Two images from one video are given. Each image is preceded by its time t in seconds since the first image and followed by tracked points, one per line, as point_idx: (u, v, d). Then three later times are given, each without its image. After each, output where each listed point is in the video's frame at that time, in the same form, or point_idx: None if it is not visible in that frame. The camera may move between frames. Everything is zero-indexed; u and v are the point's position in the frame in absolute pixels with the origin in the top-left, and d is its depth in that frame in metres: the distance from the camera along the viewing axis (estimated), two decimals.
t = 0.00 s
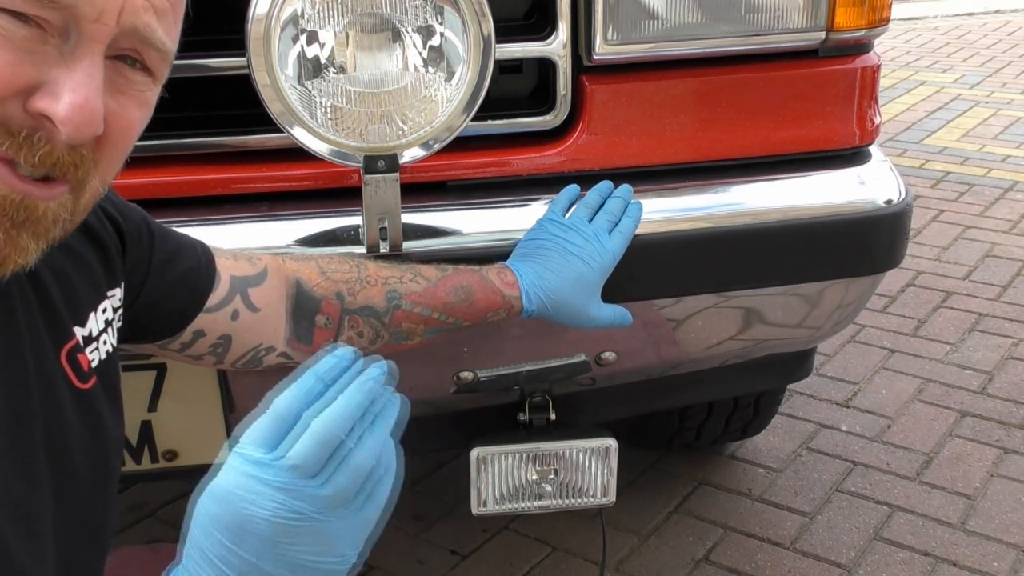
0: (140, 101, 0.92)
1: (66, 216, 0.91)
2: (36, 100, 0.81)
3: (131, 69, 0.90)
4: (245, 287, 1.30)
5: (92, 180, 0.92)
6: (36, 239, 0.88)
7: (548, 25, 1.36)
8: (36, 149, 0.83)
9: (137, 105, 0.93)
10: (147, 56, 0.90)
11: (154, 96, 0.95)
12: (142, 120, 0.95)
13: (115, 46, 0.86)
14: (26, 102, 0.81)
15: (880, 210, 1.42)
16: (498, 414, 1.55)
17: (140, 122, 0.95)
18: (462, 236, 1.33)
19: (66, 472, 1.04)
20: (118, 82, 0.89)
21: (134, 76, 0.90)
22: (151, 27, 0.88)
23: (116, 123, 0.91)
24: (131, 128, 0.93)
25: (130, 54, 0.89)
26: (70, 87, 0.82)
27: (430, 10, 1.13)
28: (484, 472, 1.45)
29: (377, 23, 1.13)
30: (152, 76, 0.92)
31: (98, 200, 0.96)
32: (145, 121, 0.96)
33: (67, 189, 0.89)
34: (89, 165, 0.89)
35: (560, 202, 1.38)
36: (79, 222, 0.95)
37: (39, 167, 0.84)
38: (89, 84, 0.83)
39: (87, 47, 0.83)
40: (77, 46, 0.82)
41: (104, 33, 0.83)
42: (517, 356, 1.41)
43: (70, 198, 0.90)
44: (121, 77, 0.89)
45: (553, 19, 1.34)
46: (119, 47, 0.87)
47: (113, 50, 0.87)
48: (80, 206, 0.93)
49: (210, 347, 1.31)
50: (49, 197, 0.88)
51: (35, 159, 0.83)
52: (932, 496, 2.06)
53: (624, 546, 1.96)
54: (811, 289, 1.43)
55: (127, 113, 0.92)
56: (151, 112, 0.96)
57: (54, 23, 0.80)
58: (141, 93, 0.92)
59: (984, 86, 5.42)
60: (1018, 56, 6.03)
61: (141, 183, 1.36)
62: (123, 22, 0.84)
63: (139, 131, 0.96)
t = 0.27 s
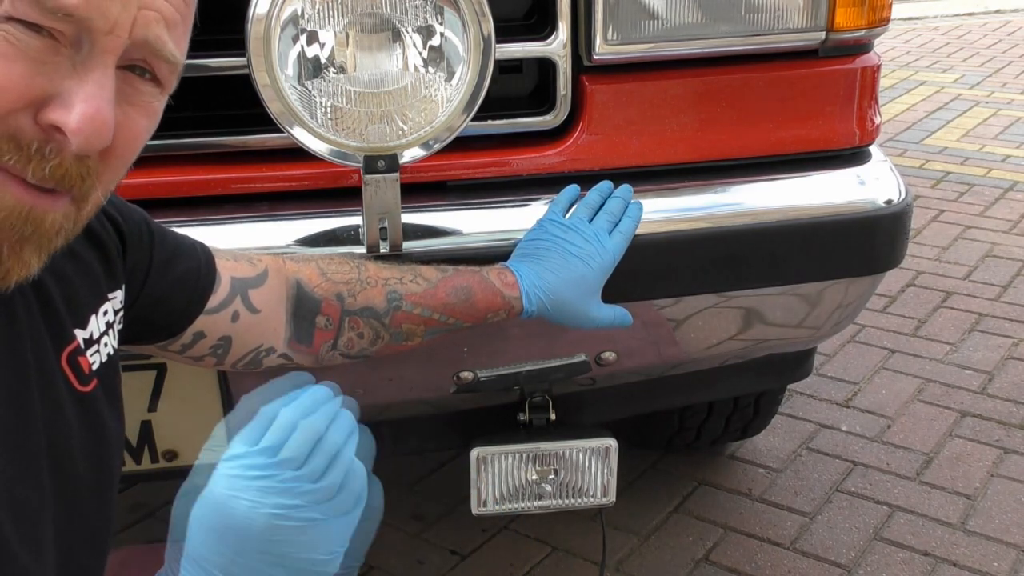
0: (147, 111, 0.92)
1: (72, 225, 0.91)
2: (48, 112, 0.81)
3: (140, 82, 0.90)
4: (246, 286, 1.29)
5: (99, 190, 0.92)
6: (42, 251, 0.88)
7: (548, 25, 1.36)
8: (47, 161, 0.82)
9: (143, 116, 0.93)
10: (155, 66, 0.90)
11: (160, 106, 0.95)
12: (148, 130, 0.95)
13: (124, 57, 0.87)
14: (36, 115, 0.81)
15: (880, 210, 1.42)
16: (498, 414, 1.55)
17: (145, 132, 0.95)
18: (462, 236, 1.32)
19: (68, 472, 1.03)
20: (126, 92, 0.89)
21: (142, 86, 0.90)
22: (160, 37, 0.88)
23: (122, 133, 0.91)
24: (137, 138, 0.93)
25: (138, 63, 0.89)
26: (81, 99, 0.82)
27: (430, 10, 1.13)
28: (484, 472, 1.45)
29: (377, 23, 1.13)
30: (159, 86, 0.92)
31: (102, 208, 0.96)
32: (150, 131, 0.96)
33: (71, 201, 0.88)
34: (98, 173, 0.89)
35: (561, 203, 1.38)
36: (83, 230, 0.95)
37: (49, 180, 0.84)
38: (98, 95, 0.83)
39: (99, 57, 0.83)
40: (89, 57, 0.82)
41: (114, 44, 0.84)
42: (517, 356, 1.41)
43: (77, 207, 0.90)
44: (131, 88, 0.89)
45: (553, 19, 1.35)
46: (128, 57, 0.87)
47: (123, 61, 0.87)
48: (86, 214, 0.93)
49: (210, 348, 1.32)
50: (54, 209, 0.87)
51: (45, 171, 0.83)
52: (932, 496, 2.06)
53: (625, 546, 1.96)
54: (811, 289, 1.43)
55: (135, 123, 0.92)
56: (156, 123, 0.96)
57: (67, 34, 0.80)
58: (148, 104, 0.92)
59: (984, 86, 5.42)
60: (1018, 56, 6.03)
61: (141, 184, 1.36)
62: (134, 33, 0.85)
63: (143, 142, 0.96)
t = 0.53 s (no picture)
0: (152, 105, 0.93)
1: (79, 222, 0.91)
2: (56, 109, 0.82)
3: (145, 78, 0.90)
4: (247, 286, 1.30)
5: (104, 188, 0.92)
6: (49, 248, 0.89)
7: (548, 25, 1.36)
8: (55, 157, 0.83)
9: (149, 110, 0.93)
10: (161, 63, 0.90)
11: (165, 100, 0.95)
12: (154, 124, 0.96)
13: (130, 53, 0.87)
14: (44, 112, 0.82)
15: (880, 210, 1.42)
16: (498, 414, 1.55)
17: (151, 127, 0.96)
18: (462, 236, 1.32)
19: (65, 471, 1.04)
20: (131, 87, 0.90)
21: (146, 81, 0.91)
22: (166, 34, 0.88)
23: (128, 129, 0.92)
24: (144, 133, 0.94)
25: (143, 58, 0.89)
26: (90, 95, 0.82)
27: (430, 10, 1.13)
28: (484, 472, 1.45)
29: (377, 23, 1.13)
30: (164, 81, 0.93)
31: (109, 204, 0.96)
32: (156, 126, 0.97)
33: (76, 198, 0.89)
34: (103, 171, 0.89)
35: (561, 202, 1.38)
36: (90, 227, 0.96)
37: (57, 175, 0.84)
38: (108, 90, 0.84)
39: (105, 55, 0.83)
40: (95, 54, 0.82)
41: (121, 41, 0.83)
42: (517, 356, 1.41)
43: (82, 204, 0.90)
44: (137, 83, 0.90)
45: (553, 19, 1.34)
46: (134, 54, 0.88)
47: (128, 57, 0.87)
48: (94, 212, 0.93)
49: (210, 348, 1.31)
50: (56, 209, 0.88)
51: (53, 167, 0.84)
52: (932, 496, 2.06)
53: (625, 546, 1.96)
54: (811, 289, 1.43)
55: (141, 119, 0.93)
56: (162, 117, 0.97)
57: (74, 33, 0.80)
58: (153, 98, 0.92)
59: (984, 86, 5.42)
60: (1018, 56, 6.03)
61: (141, 183, 1.36)
62: (139, 29, 0.85)
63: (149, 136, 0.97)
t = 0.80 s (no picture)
0: (152, 106, 0.93)
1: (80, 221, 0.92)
2: (57, 113, 0.82)
3: (144, 78, 0.91)
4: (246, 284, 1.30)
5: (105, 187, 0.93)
6: (52, 249, 0.89)
7: (548, 25, 1.36)
8: (57, 160, 0.84)
9: (149, 111, 0.94)
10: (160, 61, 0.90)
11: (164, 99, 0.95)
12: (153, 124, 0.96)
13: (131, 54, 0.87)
14: (45, 116, 0.82)
15: (880, 210, 1.42)
16: (498, 414, 1.55)
17: (152, 126, 0.96)
18: (462, 236, 1.32)
19: (58, 474, 1.04)
20: (130, 88, 0.90)
21: (144, 81, 0.91)
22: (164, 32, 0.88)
23: (127, 130, 0.92)
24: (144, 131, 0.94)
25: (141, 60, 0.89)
26: (91, 98, 0.82)
27: (430, 10, 1.13)
28: (484, 472, 1.45)
29: (377, 23, 1.13)
30: (162, 81, 0.93)
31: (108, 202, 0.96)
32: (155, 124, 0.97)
33: (77, 200, 0.89)
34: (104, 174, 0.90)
35: (561, 203, 1.38)
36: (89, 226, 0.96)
37: (59, 178, 0.85)
38: (108, 93, 0.84)
39: (104, 57, 0.83)
40: (95, 56, 0.82)
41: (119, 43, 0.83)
42: (517, 356, 1.41)
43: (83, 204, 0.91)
44: (138, 83, 0.90)
45: (553, 19, 1.34)
46: (133, 55, 0.88)
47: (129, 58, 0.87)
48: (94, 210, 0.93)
49: (210, 349, 1.32)
50: (58, 210, 0.89)
51: (55, 171, 0.84)
52: (932, 496, 2.06)
53: (624, 546, 1.96)
54: (811, 289, 1.43)
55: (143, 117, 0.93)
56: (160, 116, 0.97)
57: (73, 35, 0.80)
58: (152, 98, 0.92)
59: (984, 86, 5.42)
60: (1018, 56, 6.03)
61: (142, 183, 1.36)
62: (138, 30, 0.85)
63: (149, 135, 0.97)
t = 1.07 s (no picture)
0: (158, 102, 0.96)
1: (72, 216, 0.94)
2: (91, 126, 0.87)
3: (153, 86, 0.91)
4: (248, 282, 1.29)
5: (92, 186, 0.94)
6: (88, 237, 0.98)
7: (548, 25, 1.36)
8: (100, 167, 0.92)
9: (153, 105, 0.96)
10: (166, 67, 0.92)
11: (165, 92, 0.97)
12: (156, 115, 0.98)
13: (139, 66, 0.88)
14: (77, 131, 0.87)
15: (881, 210, 1.42)
16: (498, 414, 1.55)
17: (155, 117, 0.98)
18: (461, 236, 1.33)
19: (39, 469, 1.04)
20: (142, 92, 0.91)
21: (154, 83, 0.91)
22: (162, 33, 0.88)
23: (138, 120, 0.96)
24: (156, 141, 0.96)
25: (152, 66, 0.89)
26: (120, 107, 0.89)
27: (430, 10, 1.13)
28: (484, 472, 1.45)
29: (377, 23, 1.13)
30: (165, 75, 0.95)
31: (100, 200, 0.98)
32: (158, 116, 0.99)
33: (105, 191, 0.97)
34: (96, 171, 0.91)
35: (561, 203, 1.38)
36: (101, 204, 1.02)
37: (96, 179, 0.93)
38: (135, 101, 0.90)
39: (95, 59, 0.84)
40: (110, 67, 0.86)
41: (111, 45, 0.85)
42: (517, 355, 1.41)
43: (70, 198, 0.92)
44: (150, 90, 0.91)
45: (553, 19, 1.34)
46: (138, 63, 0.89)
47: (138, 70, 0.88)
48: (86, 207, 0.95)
49: (203, 344, 1.31)
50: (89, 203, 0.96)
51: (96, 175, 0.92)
52: (932, 496, 2.06)
53: (624, 546, 1.96)
54: (811, 289, 1.43)
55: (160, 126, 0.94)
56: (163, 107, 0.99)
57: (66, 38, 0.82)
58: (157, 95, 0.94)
59: (984, 86, 5.42)
60: (1018, 56, 6.03)
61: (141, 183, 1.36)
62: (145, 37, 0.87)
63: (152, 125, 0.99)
